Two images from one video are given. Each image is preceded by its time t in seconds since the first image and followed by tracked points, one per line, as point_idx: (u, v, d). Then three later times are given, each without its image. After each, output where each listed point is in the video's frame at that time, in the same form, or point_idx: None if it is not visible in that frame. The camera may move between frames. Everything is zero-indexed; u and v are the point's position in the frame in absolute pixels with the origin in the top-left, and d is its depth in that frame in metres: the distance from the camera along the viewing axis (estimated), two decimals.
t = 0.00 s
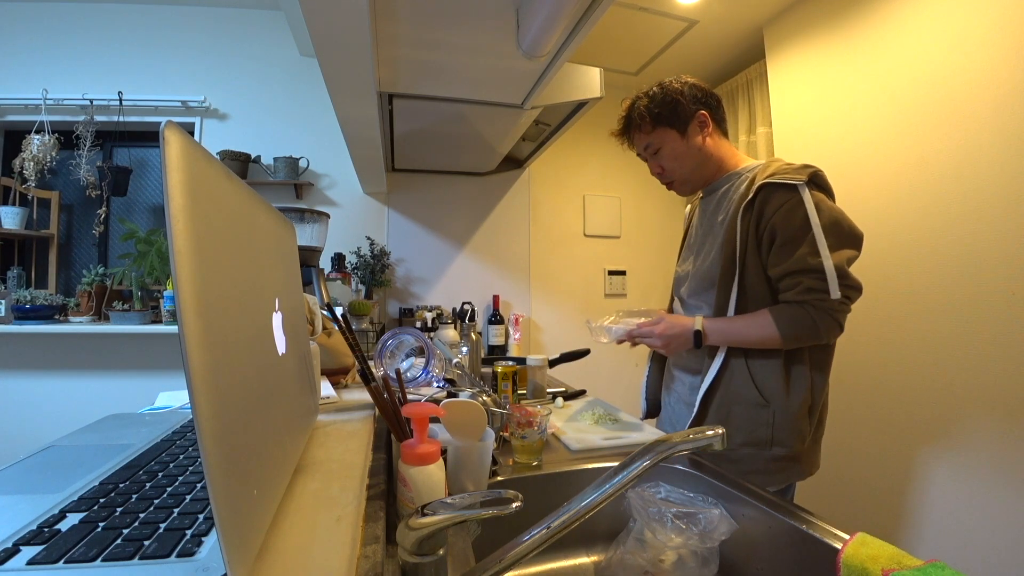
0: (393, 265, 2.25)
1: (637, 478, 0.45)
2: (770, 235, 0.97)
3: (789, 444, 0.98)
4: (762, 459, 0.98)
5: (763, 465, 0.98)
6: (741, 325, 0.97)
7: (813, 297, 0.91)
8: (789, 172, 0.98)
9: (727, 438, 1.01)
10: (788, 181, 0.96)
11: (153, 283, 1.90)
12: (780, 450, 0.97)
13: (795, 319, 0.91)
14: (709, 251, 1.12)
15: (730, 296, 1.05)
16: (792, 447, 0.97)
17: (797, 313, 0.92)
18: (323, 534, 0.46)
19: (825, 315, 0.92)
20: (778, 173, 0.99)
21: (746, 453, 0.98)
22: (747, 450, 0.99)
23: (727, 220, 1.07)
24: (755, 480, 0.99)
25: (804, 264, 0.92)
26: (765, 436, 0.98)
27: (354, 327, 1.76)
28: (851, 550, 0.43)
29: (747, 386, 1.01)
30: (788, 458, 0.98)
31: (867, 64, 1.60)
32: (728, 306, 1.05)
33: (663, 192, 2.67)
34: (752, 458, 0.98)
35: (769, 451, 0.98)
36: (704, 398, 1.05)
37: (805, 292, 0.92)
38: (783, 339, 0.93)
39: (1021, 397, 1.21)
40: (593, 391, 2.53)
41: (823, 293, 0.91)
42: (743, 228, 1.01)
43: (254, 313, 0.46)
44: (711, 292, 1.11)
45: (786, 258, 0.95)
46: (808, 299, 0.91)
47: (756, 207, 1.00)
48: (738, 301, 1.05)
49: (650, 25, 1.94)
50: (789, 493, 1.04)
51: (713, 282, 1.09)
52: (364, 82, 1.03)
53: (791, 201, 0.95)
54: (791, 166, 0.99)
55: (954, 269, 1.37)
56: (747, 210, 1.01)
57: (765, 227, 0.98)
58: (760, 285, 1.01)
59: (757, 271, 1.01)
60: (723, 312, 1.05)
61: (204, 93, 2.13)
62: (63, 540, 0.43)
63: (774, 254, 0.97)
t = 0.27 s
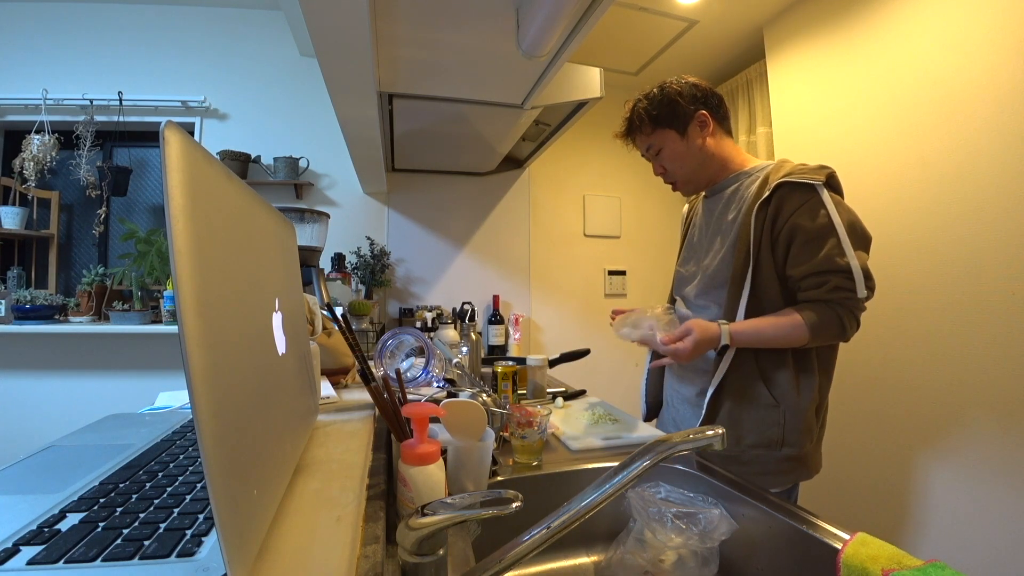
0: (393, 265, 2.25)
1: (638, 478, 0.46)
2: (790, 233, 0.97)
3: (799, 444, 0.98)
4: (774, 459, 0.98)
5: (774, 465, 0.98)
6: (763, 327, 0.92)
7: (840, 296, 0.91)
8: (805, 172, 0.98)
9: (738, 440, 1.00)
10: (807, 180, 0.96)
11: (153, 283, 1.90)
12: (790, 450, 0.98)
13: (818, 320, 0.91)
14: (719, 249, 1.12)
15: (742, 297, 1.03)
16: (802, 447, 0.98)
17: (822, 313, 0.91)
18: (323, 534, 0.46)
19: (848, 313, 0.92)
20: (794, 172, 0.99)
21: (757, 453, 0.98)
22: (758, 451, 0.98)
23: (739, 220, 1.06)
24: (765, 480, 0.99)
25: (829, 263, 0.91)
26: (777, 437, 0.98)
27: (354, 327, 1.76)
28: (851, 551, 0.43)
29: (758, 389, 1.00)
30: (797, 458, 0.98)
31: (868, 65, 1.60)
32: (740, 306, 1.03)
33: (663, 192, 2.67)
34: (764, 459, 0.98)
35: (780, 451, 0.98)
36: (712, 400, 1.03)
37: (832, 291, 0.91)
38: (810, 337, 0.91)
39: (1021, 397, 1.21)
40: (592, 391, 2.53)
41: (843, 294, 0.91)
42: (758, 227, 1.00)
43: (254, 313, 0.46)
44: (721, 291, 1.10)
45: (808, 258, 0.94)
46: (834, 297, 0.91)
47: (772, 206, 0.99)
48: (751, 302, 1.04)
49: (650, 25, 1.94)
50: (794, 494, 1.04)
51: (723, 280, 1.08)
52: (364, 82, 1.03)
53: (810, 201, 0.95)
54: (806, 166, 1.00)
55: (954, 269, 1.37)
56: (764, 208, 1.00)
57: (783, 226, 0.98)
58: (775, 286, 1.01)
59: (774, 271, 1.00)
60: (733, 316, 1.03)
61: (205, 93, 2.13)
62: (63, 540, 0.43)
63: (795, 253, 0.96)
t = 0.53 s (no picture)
0: (393, 265, 2.25)
1: (638, 478, 0.45)
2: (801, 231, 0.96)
3: (805, 444, 0.98)
4: (781, 460, 0.98)
5: (781, 465, 0.98)
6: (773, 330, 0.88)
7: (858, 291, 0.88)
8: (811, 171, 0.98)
9: (746, 442, 0.99)
10: (812, 178, 0.96)
11: (153, 283, 1.90)
12: (797, 451, 0.98)
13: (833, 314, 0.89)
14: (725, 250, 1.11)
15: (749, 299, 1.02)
16: (808, 447, 0.98)
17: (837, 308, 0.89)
18: (323, 534, 0.46)
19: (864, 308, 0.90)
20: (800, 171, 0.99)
21: (765, 454, 0.98)
22: (766, 452, 0.98)
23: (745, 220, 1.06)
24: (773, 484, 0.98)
25: (841, 260, 0.90)
26: (785, 438, 0.98)
27: (354, 327, 1.76)
28: (851, 551, 0.43)
29: (768, 390, 0.99)
30: (804, 459, 0.98)
31: (867, 65, 1.60)
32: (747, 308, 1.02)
33: (664, 192, 2.67)
34: (771, 459, 0.98)
35: (787, 451, 0.98)
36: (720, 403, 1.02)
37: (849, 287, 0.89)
38: (834, 336, 0.88)
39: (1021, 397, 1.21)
40: (592, 391, 2.53)
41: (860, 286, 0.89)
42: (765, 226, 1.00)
43: (254, 313, 0.46)
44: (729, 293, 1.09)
45: (819, 256, 0.93)
46: (852, 292, 0.89)
47: (779, 205, 0.99)
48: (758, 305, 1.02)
49: (650, 25, 1.94)
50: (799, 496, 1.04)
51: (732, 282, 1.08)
52: (364, 82, 1.03)
53: (817, 200, 0.95)
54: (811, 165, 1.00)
55: (954, 269, 1.37)
56: (771, 208, 1.00)
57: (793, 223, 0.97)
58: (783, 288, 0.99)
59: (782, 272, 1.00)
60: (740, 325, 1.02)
61: (205, 93, 2.13)
62: (62, 540, 0.43)
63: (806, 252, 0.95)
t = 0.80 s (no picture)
0: (393, 265, 2.25)
1: (637, 479, 0.45)
2: (829, 245, 0.86)
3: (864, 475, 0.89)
4: (835, 492, 0.89)
5: (835, 498, 0.89)
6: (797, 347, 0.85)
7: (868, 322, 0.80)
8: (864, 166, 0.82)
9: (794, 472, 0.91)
10: (862, 177, 0.81)
11: (153, 283, 1.90)
12: (854, 483, 0.88)
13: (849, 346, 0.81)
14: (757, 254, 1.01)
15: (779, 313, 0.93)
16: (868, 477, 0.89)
17: (848, 343, 0.81)
18: (323, 534, 0.46)
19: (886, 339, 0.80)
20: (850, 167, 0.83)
21: (817, 486, 0.89)
22: (819, 484, 0.89)
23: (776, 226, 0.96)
24: (827, 514, 0.91)
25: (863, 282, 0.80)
26: (841, 469, 0.88)
27: (354, 327, 1.76)
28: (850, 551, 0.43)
29: (818, 415, 0.89)
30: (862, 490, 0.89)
31: (868, 65, 1.60)
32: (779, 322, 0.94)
33: (663, 192, 2.67)
34: (824, 491, 0.89)
35: (844, 484, 0.88)
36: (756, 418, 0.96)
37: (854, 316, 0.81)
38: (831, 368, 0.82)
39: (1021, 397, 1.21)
40: (592, 391, 2.53)
41: (885, 315, 0.79)
42: (804, 234, 0.89)
43: (254, 313, 0.46)
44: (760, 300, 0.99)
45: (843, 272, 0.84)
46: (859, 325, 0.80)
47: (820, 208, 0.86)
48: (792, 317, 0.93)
49: (650, 25, 1.94)
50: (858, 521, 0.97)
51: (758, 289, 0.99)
52: (365, 82, 1.03)
53: (863, 203, 0.81)
54: (869, 156, 0.83)
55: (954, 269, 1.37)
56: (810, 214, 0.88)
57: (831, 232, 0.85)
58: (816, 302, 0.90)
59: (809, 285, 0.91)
60: (765, 341, 0.96)
61: (205, 93, 2.13)
62: (62, 540, 0.43)
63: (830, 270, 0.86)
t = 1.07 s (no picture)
0: (393, 265, 2.25)
1: (637, 478, 0.45)
2: (843, 245, 0.84)
3: (870, 473, 0.89)
4: (841, 493, 0.89)
5: (841, 498, 0.89)
6: (817, 349, 0.83)
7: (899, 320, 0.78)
8: (866, 165, 0.82)
9: (800, 475, 0.91)
10: (864, 177, 0.80)
11: (153, 283, 1.90)
12: (860, 484, 0.89)
13: (874, 344, 0.79)
14: (765, 253, 1.01)
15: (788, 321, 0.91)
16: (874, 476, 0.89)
17: (877, 343, 0.79)
18: (323, 534, 0.46)
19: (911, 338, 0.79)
20: (851, 166, 0.83)
21: (824, 488, 0.89)
22: (825, 485, 0.89)
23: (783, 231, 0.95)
24: (834, 516, 0.91)
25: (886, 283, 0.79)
26: (848, 470, 0.88)
27: (354, 327, 1.76)
28: (851, 551, 0.43)
29: (823, 416, 0.89)
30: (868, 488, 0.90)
31: (868, 64, 1.60)
32: (785, 331, 0.92)
33: (663, 192, 2.67)
34: (831, 493, 0.89)
35: (851, 484, 0.89)
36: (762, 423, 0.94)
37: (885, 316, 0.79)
38: (863, 368, 0.80)
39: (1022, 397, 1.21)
40: (592, 391, 2.53)
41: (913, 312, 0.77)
42: (810, 236, 0.88)
43: (253, 315, 0.46)
44: (766, 301, 0.99)
45: (861, 273, 0.82)
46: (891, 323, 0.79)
47: (824, 209, 0.85)
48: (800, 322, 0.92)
49: (650, 24, 1.93)
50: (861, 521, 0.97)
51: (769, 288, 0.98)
52: (364, 82, 1.03)
53: (869, 203, 0.80)
54: (869, 155, 0.83)
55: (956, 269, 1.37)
56: (815, 214, 0.87)
57: (840, 231, 0.84)
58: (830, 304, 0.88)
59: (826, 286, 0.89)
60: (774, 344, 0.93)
61: (205, 93, 2.13)
62: (62, 540, 0.43)
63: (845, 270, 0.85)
